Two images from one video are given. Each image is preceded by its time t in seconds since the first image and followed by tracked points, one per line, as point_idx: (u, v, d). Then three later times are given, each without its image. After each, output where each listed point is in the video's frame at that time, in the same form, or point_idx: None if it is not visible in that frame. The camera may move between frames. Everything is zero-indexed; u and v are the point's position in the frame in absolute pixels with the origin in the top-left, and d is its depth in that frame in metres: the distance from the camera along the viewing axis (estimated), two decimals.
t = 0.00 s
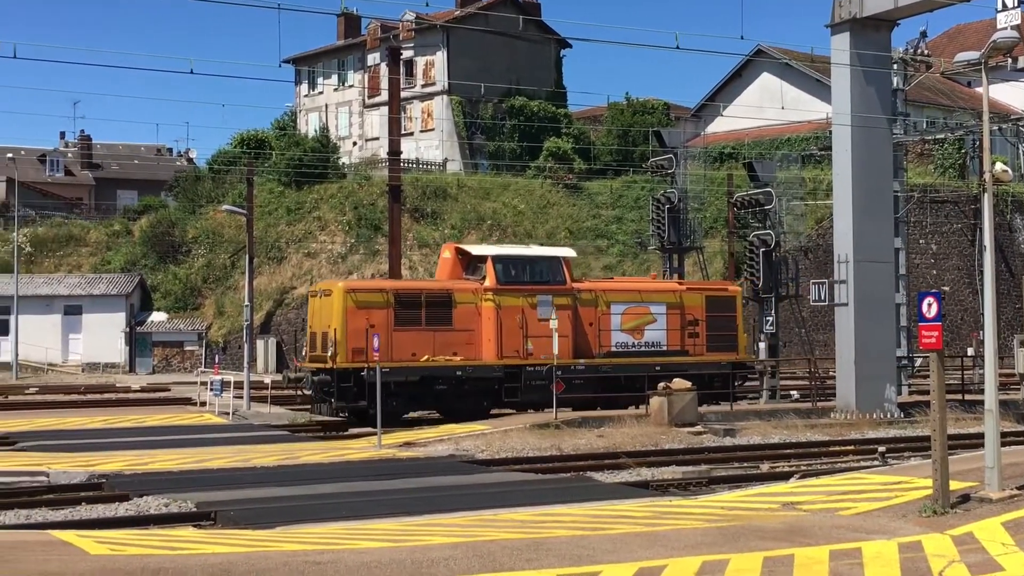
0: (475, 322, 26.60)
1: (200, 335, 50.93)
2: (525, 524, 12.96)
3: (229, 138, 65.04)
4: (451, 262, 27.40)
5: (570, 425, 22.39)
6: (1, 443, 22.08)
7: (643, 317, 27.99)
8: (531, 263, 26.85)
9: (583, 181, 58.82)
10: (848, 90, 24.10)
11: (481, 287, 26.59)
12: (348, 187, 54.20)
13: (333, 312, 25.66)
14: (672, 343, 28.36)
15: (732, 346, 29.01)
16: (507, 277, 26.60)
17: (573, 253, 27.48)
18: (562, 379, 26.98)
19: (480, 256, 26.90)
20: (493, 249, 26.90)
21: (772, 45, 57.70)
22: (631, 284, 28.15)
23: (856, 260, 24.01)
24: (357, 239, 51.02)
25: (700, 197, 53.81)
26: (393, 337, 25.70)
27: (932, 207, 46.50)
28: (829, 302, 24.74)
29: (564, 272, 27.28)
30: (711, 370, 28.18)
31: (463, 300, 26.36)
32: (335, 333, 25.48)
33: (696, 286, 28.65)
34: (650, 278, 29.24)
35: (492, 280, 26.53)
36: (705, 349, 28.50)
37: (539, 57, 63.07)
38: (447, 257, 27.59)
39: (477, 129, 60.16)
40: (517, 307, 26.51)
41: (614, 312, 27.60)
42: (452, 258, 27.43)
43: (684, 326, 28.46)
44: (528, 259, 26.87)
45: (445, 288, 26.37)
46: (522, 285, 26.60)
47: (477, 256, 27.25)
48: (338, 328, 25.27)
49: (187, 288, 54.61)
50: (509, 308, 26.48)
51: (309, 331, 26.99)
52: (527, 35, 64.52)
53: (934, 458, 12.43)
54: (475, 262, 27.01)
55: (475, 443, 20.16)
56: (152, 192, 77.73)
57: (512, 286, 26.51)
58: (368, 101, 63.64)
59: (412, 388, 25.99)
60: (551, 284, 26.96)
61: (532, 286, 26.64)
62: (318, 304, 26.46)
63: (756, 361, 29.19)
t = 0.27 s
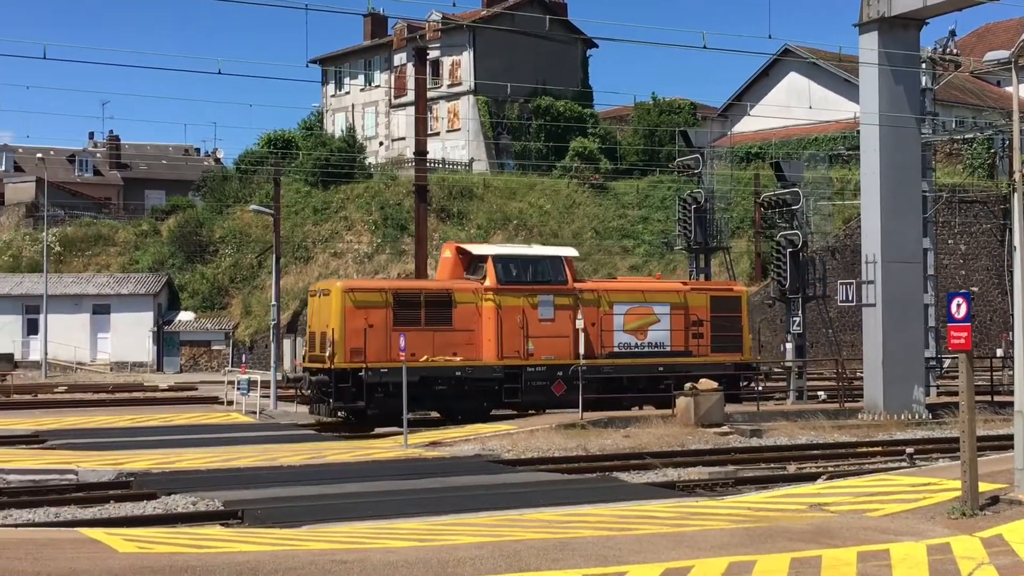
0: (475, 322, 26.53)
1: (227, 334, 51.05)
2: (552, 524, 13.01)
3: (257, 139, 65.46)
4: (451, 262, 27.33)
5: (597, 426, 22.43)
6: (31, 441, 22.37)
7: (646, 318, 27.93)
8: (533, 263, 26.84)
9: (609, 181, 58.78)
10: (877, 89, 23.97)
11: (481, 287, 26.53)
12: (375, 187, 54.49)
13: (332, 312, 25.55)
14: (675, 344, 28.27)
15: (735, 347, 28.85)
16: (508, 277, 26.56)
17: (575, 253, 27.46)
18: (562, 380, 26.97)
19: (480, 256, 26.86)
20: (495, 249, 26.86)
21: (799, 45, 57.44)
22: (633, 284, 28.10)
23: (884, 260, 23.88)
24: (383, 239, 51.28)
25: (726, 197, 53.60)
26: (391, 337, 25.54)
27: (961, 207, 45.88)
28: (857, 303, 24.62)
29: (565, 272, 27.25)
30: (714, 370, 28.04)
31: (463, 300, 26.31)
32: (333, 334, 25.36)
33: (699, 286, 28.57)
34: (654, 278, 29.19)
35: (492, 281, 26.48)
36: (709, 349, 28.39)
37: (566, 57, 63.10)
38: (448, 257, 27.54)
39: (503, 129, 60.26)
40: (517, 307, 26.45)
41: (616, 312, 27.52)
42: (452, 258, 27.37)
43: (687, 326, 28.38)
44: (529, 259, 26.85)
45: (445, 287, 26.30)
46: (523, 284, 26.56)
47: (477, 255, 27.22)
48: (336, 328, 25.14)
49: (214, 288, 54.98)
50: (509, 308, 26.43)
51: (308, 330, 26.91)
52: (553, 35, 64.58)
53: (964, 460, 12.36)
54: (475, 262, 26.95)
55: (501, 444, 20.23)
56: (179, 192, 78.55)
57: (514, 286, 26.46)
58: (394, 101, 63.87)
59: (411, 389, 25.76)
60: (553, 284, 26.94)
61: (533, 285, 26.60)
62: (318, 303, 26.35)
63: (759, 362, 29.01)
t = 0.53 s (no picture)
0: (480, 323, 25.98)
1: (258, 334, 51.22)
2: (583, 525, 13.05)
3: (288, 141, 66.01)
4: (456, 262, 26.75)
5: (627, 427, 22.43)
6: (66, 441, 22.71)
7: (654, 319, 27.36)
8: (539, 263, 26.23)
9: (640, 181, 58.72)
10: (910, 89, 23.78)
11: (487, 288, 25.97)
12: (405, 189, 54.82)
13: (334, 313, 25.17)
14: (684, 345, 27.80)
15: (745, 349, 28.28)
16: (513, 278, 25.96)
17: (582, 253, 26.83)
18: (569, 382, 26.41)
19: (485, 256, 26.26)
20: (500, 249, 26.24)
21: (831, 45, 57.05)
22: (640, 284, 27.53)
23: (917, 261, 23.66)
24: (414, 241, 51.57)
25: (757, 198, 53.34)
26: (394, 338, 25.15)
27: (995, 207, 45.36)
28: (890, 304, 24.42)
29: (572, 272, 26.66)
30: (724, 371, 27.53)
31: (468, 301, 25.75)
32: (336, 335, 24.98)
33: (708, 286, 27.99)
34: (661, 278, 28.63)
35: (497, 281, 25.90)
36: (718, 351, 27.87)
37: (597, 58, 63.10)
38: (452, 257, 26.97)
39: (533, 130, 60.37)
40: (523, 308, 25.85)
41: (623, 313, 26.94)
42: (456, 258, 26.76)
43: (696, 327, 27.82)
44: (535, 259, 26.23)
45: (450, 288, 25.77)
46: (528, 285, 25.96)
47: (482, 255, 26.62)
48: (339, 329, 24.76)
49: (246, 288, 55.27)
50: (515, 309, 25.82)
51: (313, 330, 26.61)
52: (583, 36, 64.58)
53: (1000, 463, 12.23)
54: (480, 262, 26.35)
55: (531, 445, 20.29)
56: (212, 193, 79.46)
57: (519, 287, 25.85)
58: (425, 102, 64.16)
59: (414, 390, 25.43)
60: (559, 285, 26.36)
61: (538, 286, 25.99)
62: (322, 303, 26.01)
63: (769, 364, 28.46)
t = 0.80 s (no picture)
0: (487, 324, 25.65)
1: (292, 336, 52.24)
2: (617, 526, 13.10)
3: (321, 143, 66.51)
4: (462, 263, 26.40)
5: (661, 428, 22.43)
6: (103, 441, 23.10)
7: (663, 319, 26.86)
8: (546, 264, 25.80)
9: (672, 181, 58.57)
10: (945, 87, 23.58)
11: (493, 289, 25.62)
12: (438, 190, 55.09)
13: (339, 314, 24.90)
14: (694, 346, 27.29)
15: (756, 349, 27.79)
16: (520, 278, 25.58)
17: (590, 252, 26.37)
18: (576, 383, 26.03)
19: (491, 256, 25.89)
20: (506, 249, 25.85)
21: (865, 43, 56.51)
22: (649, 284, 27.05)
23: (954, 261, 23.47)
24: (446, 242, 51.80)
25: (791, 198, 52.96)
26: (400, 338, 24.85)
27: None
28: (926, 303, 24.26)
29: (580, 272, 26.21)
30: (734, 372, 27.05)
31: (473, 302, 25.42)
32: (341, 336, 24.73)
33: (719, 286, 27.48)
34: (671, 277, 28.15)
35: (504, 282, 25.54)
36: (729, 352, 27.39)
37: (629, 58, 62.95)
38: (459, 257, 26.61)
39: (565, 130, 60.35)
40: (529, 309, 25.48)
41: (632, 313, 26.51)
42: (463, 258, 26.39)
43: (707, 327, 27.31)
44: (543, 259, 25.81)
45: (455, 288, 25.44)
46: (535, 286, 25.58)
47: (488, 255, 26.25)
48: (344, 331, 24.49)
49: (280, 289, 56.16)
50: (521, 310, 25.44)
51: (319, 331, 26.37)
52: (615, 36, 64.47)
53: None
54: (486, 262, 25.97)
55: (565, 445, 20.36)
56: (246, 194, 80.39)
57: (525, 287, 25.47)
58: (457, 103, 64.35)
59: (420, 391, 25.16)
60: (566, 285, 25.94)
61: (546, 287, 25.58)
62: (328, 304, 25.72)
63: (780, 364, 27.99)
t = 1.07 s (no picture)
0: (490, 322, 25.33)
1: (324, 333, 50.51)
2: (648, 524, 13.12)
3: (351, 143, 66.89)
4: (466, 262, 26.15)
5: (692, 426, 22.41)
6: (136, 440, 23.40)
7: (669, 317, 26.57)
8: (550, 262, 25.56)
9: (702, 179, 58.39)
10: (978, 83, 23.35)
11: (496, 287, 25.33)
12: (467, 189, 55.24)
13: (340, 313, 24.59)
14: (701, 344, 26.96)
15: (765, 347, 27.42)
16: (524, 277, 25.33)
17: (595, 251, 26.19)
18: (581, 382, 25.70)
19: (494, 255, 25.65)
20: (510, 247, 25.61)
21: (896, 38, 56.01)
22: (655, 282, 26.77)
23: (987, 257, 23.26)
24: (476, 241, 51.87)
25: (822, 195, 52.58)
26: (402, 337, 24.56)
27: None
28: (959, 300, 24.09)
29: (585, 270, 25.96)
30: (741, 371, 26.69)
31: (477, 300, 25.12)
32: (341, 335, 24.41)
33: (726, 284, 27.14)
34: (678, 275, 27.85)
35: (507, 280, 25.26)
36: (737, 350, 27.01)
37: (658, 55, 62.76)
38: (463, 256, 26.39)
39: (594, 129, 60.22)
40: (533, 307, 25.19)
41: (637, 311, 26.22)
42: (467, 257, 26.17)
43: (715, 326, 26.98)
44: (547, 257, 25.59)
45: (458, 287, 25.14)
46: (539, 284, 25.31)
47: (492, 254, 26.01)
48: (344, 330, 24.18)
49: (310, 288, 56.52)
50: (524, 308, 25.17)
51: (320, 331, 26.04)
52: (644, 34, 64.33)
53: None
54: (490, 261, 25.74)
55: (595, 443, 20.40)
56: (276, 194, 81.09)
57: (529, 286, 25.19)
58: (486, 102, 64.44)
59: (422, 391, 24.89)
60: (571, 283, 25.68)
61: (550, 285, 25.30)
62: (329, 304, 25.38)
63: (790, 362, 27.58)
